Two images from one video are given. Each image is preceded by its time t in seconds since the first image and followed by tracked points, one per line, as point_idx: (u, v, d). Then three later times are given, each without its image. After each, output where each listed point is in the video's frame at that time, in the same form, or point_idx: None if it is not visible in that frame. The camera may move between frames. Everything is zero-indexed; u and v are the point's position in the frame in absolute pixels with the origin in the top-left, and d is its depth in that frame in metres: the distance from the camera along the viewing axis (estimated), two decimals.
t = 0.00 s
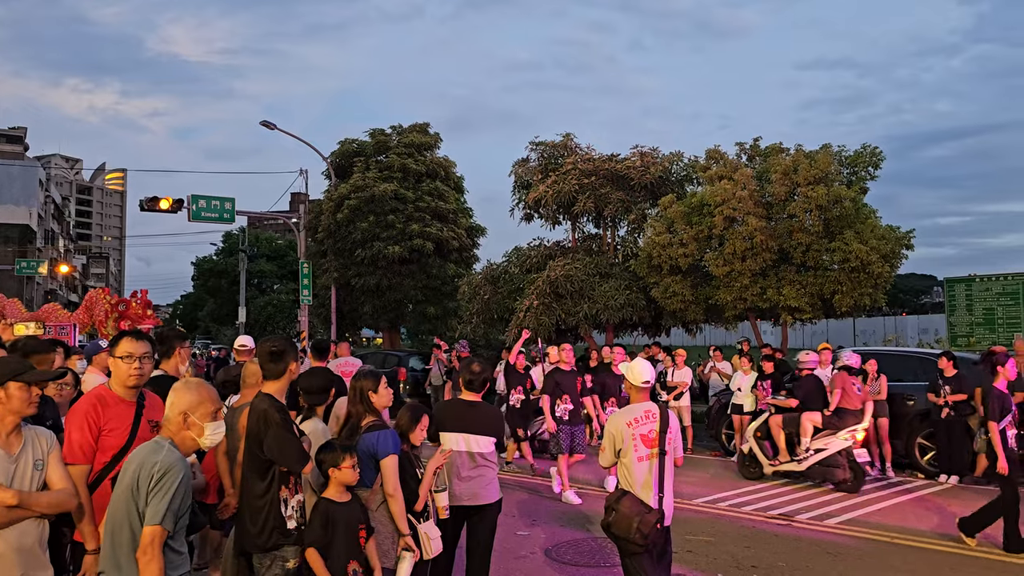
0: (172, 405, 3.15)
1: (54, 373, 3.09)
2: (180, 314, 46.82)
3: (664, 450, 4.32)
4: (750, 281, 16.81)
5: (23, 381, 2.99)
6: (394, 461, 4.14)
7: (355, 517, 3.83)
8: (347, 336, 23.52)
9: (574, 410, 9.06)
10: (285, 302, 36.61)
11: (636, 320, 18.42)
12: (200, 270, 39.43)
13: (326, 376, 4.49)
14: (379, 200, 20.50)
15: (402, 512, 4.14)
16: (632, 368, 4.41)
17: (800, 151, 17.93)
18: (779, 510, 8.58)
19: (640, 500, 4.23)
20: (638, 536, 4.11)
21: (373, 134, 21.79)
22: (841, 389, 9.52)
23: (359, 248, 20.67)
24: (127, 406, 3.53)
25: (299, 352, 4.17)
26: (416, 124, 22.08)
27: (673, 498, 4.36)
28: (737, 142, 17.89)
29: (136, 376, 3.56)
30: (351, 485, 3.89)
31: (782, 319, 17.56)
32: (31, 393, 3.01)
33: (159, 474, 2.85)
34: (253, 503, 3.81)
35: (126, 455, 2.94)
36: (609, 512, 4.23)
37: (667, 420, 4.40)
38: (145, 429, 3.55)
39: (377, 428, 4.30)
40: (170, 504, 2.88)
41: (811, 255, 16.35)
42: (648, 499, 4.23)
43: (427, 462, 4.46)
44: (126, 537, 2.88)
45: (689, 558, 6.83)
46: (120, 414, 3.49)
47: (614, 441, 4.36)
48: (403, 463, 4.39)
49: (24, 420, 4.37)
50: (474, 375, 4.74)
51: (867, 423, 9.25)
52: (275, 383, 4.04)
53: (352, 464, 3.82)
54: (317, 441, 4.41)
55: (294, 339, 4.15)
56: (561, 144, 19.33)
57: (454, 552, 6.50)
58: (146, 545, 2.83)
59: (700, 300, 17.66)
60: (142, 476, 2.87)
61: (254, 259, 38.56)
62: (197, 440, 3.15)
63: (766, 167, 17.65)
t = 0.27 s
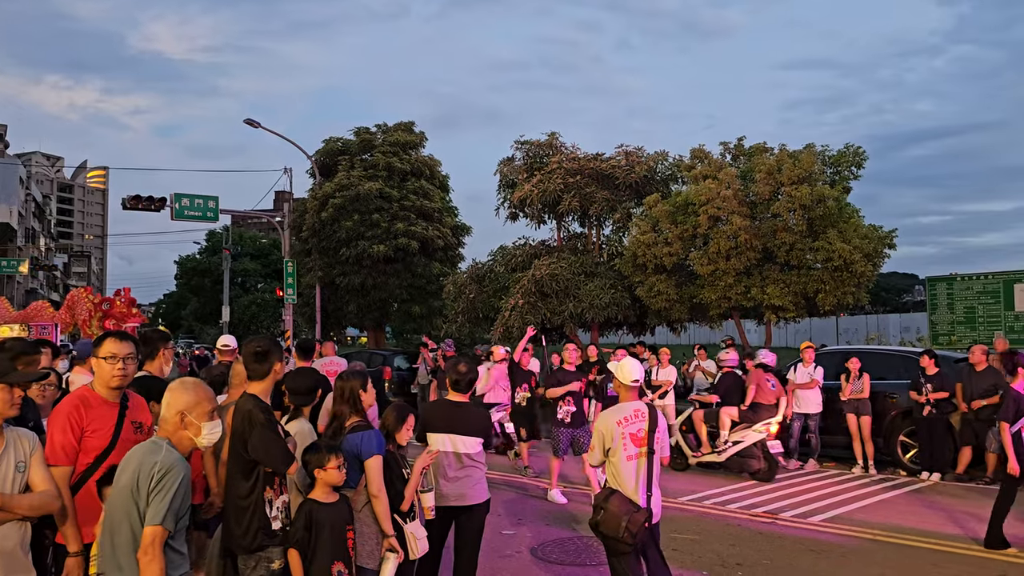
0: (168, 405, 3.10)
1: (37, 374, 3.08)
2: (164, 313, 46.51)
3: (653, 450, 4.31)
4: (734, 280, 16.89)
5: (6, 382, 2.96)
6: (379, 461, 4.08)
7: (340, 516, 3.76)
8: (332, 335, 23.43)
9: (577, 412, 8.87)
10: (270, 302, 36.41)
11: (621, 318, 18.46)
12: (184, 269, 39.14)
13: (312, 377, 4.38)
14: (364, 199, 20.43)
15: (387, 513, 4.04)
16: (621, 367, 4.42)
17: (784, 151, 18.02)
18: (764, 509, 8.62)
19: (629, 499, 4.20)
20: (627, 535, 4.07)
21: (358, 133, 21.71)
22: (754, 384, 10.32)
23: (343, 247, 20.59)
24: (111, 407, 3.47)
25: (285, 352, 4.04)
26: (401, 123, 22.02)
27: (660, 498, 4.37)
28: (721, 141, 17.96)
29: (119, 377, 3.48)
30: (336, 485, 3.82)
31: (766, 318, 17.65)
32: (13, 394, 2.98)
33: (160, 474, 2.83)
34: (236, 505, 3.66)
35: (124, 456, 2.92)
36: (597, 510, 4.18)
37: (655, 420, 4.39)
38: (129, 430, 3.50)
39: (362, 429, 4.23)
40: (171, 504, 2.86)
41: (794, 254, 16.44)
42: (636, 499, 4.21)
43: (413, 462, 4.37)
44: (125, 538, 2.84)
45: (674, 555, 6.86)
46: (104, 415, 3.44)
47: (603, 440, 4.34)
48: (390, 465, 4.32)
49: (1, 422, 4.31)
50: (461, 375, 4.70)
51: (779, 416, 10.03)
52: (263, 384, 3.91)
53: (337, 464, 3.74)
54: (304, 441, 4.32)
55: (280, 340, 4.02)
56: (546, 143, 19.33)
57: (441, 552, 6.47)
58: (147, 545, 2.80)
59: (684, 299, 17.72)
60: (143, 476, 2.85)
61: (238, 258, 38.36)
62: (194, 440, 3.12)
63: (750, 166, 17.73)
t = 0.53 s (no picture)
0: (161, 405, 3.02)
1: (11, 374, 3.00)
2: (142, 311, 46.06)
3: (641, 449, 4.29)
4: (714, 278, 16.95)
5: None
6: (360, 461, 3.92)
7: (321, 516, 3.57)
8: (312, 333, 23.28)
9: (583, 411, 8.41)
10: (249, 299, 36.13)
11: (602, 317, 18.50)
12: (162, 266, 38.79)
13: (294, 376, 4.24)
14: (344, 196, 20.32)
15: (369, 512, 3.91)
16: (611, 365, 4.43)
17: (763, 150, 18.11)
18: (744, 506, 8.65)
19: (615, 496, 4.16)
20: (612, 531, 4.03)
21: (337, 130, 21.56)
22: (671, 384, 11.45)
23: (323, 245, 20.47)
24: (88, 407, 3.39)
25: (263, 350, 3.86)
26: (381, 120, 21.92)
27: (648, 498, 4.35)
28: (701, 141, 18.04)
29: (96, 375, 3.39)
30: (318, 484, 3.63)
31: (745, 316, 17.74)
32: None
33: (157, 477, 2.78)
34: (214, 503, 3.44)
35: (117, 458, 2.86)
36: (584, 505, 4.15)
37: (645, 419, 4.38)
38: (106, 430, 3.43)
39: (343, 428, 4.05)
40: (169, 506, 2.82)
41: (773, 253, 16.53)
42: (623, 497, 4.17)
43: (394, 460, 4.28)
44: (122, 541, 2.80)
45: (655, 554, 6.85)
46: (80, 415, 3.36)
47: (592, 439, 4.32)
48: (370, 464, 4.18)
49: None
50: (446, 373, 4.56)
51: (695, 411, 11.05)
52: (244, 381, 3.72)
53: (318, 463, 3.57)
54: (285, 442, 4.10)
55: (258, 337, 3.84)
56: (527, 141, 19.30)
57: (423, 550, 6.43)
58: (144, 548, 2.76)
59: (665, 297, 17.77)
60: (139, 479, 2.79)
61: (216, 255, 38.09)
62: (194, 438, 3.10)
63: (729, 165, 17.80)
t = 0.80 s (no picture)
0: (154, 404, 2.93)
1: None
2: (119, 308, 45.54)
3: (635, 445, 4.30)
4: (693, 277, 17.05)
5: None
6: (341, 459, 3.91)
7: (301, 514, 3.55)
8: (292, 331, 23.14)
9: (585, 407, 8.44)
10: (228, 297, 35.83)
11: (582, 315, 18.55)
12: (139, 263, 38.36)
13: (275, 374, 4.21)
14: (324, 193, 20.21)
15: (350, 510, 3.89)
16: (604, 363, 4.40)
17: (742, 151, 18.23)
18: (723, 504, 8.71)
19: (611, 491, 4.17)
20: (607, 525, 4.03)
21: (318, 126, 21.44)
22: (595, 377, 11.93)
23: (303, 242, 20.35)
24: (64, 405, 3.34)
25: (241, 348, 3.84)
26: (362, 117, 21.81)
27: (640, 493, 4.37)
28: (682, 140, 18.12)
29: (72, 373, 3.34)
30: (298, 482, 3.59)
31: (724, 315, 17.86)
32: None
33: (157, 476, 2.75)
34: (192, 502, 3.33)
35: (111, 458, 2.80)
36: (579, 501, 4.12)
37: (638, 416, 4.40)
38: (82, 428, 3.39)
39: (324, 425, 4.03)
40: (169, 506, 2.79)
41: (752, 252, 16.67)
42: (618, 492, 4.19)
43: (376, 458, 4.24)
44: (119, 541, 2.76)
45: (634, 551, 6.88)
46: (57, 413, 3.31)
47: (586, 435, 4.33)
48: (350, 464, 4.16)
49: None
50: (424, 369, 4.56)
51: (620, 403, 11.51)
52: (222, 378, 3.67)
53: (297, 461, 3.53)
54: (265, 440, 4.06)
55: (236, 335, 3.81)
56: (508, 139, 19.30)
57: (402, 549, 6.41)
58: (145, 549, 2.72)
59: (644, 296, 17.85)
60: (137, 479, 2.75)
61: (195, 252, 37.75)
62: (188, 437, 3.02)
63: (709, 165, 17.90)
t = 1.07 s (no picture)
0: (135, 400, 2.90)
1: None
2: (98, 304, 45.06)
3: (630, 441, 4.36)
4: (677, 276, 17.13)
5: None
6: (325, 458, 3.90)
7: (284, 513, 3.54)
8: (274, 328, 23.02)
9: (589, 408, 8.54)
10: (210, 294, 35.56)
11: (565, 314, 18.59)
12: (119, 259, 37.99)
13: (259, 372, 4.19)
14: (308, 190, 20.11)
15: (333, 509, 3.89)
16: (600, 361, 4.45)
17: (725, 150, 18.34)
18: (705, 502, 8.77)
19: (609, 488, 4.21)
20: (609, 521, 4.07)
21: (301, 123, 21.32)
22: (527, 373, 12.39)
23: (286, 239, 20.24)
24: (44, 404, 3.31)
25: (224, 346, 3.82)
26: (346, 114, 21.72)
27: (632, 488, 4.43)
28: (666, 140, 18.20)
29: (52, 371, 3.31)
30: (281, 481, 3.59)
31: (707, 314, 17.97)
32: None
33: (145, 472, 2.76)
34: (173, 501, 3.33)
35: (95, 456, 2.79)
36: (580, 497, 4.14)
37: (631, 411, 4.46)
38: (62, 427, 3.37)
39: (307, 424, 4.02)
40: (158, 499, 2.80)
41: (735, 251, 16.79)
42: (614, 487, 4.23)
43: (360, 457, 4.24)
44: (108, 536, 2.76)
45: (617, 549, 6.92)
46: (36, 412, 3.29)
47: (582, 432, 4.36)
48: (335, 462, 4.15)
49: None
50: (404, 366, 4.57)
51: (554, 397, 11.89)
52: (204, 377, 3.65)
53: (280, 460, 3.53)
54: (249, 438, 4.07)
55: (219, 333, 3.79)
56: (493, 137, 19.30)
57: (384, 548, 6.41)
58: (136, 543, 2.74)
59: (628, 294, 17.92)
60: (126, 474, 2.76)
61: (176, 248, 37.44)
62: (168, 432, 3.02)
63: (693, 165, 18.00)
